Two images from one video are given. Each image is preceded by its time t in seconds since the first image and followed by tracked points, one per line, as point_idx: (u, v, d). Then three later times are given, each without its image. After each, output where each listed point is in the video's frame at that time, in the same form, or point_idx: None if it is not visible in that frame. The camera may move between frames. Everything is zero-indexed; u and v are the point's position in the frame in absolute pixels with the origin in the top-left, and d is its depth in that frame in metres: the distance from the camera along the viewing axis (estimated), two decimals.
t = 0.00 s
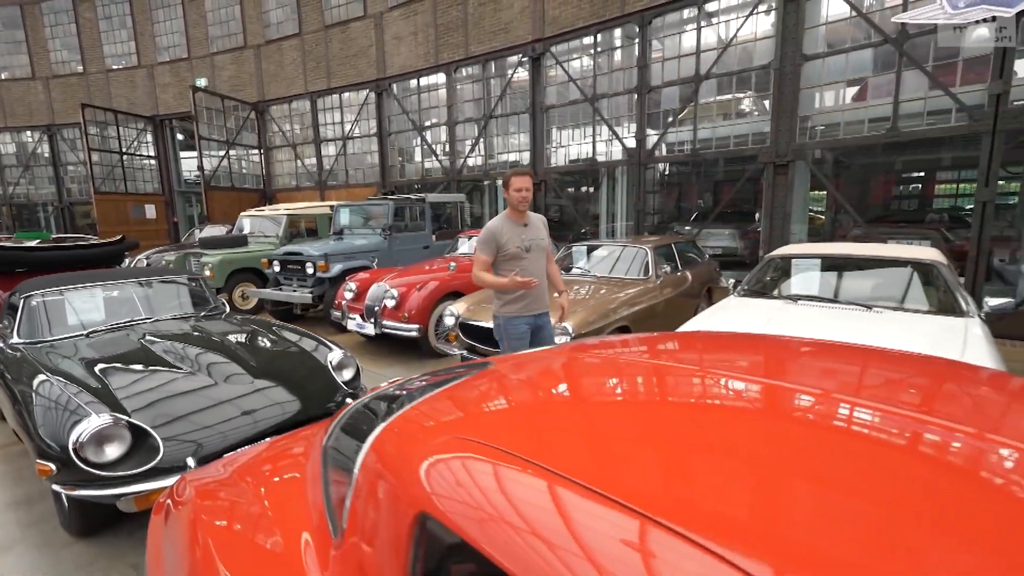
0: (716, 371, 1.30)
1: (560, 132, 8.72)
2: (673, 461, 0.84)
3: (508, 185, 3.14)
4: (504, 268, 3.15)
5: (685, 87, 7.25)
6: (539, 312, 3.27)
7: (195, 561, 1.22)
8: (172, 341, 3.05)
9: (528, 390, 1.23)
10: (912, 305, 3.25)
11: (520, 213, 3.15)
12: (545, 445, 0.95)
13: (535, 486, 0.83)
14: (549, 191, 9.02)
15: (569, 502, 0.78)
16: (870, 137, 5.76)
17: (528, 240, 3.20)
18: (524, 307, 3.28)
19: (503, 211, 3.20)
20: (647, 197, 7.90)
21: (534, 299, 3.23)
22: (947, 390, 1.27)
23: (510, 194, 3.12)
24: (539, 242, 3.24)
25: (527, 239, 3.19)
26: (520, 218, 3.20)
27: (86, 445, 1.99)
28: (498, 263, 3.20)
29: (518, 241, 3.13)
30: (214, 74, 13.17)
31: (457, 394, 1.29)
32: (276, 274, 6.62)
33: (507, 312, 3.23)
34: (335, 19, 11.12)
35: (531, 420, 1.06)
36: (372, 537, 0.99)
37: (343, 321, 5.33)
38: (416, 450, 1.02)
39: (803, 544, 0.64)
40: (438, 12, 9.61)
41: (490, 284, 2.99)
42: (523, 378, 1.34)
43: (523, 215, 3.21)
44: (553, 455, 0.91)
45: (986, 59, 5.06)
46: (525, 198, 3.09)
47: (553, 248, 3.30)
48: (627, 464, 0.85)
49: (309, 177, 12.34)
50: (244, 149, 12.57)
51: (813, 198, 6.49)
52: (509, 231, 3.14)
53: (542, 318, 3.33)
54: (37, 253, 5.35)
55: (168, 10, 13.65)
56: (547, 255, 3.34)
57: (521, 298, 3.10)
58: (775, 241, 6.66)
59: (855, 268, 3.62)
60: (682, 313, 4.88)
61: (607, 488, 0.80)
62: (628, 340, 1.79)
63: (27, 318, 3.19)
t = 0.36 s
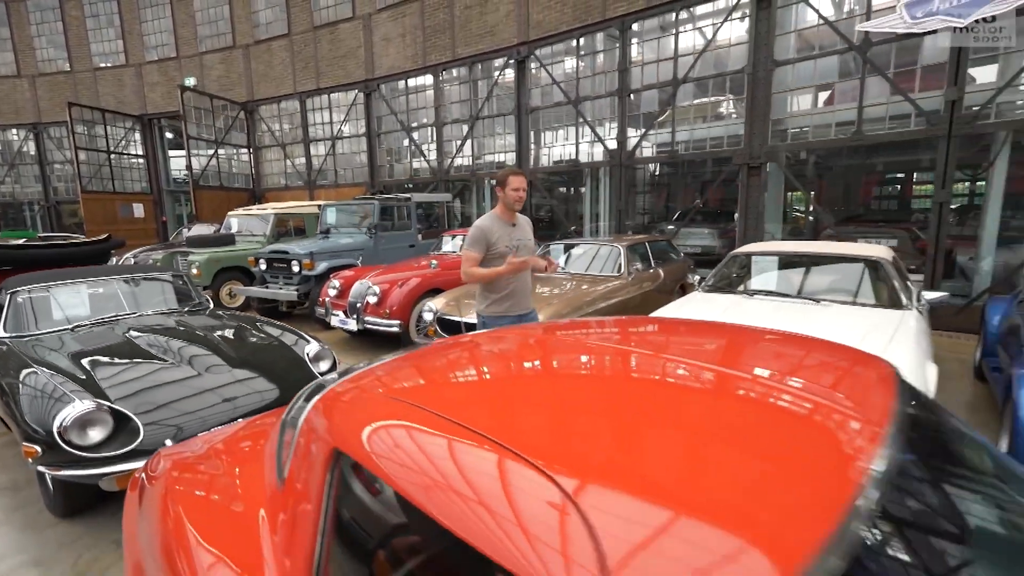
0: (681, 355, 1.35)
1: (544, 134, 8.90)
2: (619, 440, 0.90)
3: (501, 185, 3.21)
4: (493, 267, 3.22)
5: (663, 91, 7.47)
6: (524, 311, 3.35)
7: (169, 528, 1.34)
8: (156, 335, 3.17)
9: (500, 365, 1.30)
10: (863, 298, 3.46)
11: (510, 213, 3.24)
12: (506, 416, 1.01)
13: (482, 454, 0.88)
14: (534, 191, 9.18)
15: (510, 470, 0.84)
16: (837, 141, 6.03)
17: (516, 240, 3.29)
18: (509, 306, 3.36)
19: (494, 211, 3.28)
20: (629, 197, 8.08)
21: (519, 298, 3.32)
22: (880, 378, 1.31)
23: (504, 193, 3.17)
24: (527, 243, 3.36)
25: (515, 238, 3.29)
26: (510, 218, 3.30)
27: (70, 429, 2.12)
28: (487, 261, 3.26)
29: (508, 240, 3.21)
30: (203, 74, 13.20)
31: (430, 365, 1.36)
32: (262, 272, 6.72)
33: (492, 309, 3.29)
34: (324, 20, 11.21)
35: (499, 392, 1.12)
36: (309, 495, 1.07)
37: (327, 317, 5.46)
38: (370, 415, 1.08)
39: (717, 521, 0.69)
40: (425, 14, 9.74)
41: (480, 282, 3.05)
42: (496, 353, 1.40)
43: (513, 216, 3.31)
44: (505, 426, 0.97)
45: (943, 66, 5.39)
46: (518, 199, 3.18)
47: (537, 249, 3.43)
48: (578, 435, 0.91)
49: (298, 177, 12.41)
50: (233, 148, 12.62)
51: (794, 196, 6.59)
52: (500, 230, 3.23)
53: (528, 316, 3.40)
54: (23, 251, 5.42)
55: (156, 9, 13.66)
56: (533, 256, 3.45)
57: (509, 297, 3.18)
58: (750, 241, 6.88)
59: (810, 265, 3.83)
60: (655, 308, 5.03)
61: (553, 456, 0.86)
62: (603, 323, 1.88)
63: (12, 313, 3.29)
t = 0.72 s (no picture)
0: (640, 335, 1.41)
1: (528, 135, 9.09)
2: (562, 415, 0.92)
3: (507, 182, 3.19)
4: (492, 264, 3.19)
5: (643, 93, 7.68)
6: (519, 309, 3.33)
7: (142, 498, 1.40)
8: (142, 330, 3.30)
9: (477, 343, 1.33)
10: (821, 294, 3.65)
11: (513, 211, 3.23)
12: (463, 390, 1.04)
13: (424, 425, 0.92)
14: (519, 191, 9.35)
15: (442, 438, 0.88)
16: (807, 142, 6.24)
17: (517, 238, 3.28)
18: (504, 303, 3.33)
19: (498, 207, 3.25)
20: (611, 197, 8.28)
21: (514, 296, 3.30)
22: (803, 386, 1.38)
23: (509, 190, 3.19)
24: (528, 241, 3.34)
25: (516, 236, 3.27)
26: (512, 216, 3.28)
27: (57, 415, 2.26)
28: (486, 257, 3.24)
29: (508, 237, 3.19)
30: (192, 74, 13.24)
31: (407, 345, 1.39)
32: (249, 271, 6.84)
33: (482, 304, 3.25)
34: (312, 21, 11.31)
35: (465, 368, 1.15)
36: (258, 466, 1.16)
37: (311, 314, 5.61)
38: (325, 390, 1.12)
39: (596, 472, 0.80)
40: (412, 16, 9.87)
41: (479, 278, 3.02)
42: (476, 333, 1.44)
43: (516, 214, 3.29)
44: (456, 400, 1.00)
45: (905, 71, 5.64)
46: (522, 196, 3.17)
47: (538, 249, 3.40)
48: (523, 410, 0.94)
49: (287, 177, 12.52)
50: (223, 149, 12.70)
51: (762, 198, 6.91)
52: (501, 227, 3.21)
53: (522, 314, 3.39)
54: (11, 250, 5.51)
55: (145, 9, 13.68)
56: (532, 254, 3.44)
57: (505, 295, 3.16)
58: (726, 239, 7.10)
59: (770, 262, 4.01)
60: (630, 303, 5.22)
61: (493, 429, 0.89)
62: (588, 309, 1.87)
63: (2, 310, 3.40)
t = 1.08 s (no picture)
0: (577, 315, 1.47)
1: (513, 138, 9.26)
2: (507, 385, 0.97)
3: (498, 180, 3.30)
4: (485, 259, 3.29)
5: (624, 96, 7.87)
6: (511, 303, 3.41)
7: (109, 481, 1.45)
8: (126, 327, 3.41)
9: (456, 328, 1.39)
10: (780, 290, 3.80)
11: (504, 208, 3.34)
12: (426, 360, 1.11)
13: (362, 395, 0.96)
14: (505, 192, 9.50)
15: (387, 397, 0.94)
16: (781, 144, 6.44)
17: (508, 234, 3.39)
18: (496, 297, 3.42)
19: (490, 204, 3.35)
20: (594, 198, 8.46)
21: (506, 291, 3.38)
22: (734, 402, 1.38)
23: (500, 189, 3.30)
24: (519, 238, 3.45)
25: (508, 233, 3.38)
26: (504, 213, 3.39)
27: (39, 405, 2.38)
28: (480, 253, 3.33)
29: (500, 233, 3.29)
30: (182, 76, 13.31)
31: (389, 327, 1.47)
32: (236, 271, 6.94)
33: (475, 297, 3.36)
34: (301, 24, 11.40)
35: (436, 345, 1.22)
36: (210, 444, 1.21)
37: (296, 312, 5.74)
38: (285, 365, 1.17)
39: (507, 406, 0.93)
40: (400, 20, 10.00)
41: (472, 272, 3.11)
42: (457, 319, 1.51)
43: (507, 211, 3.40)
44: (416, 367, 1.07)
45: (872, 75, 5.83)
46: (513, 194, 3.28)
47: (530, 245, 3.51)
48: (473, 377, 0.99)
49: (277, 178, 12.62)
50: (213, 150, 12.78)
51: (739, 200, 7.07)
52: (493, 224, 3.31)
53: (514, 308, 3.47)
54: None
55: (135, 11, 13.74)
56: (523, 251, 3.54)
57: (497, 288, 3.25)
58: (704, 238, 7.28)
59: (735, 260, 4.16)
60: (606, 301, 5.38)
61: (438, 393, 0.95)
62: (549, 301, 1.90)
63: None
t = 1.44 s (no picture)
0: (519, 309, 1.57)
1: (500, 139, 9.39)
2: (440, 370, 1.06)
3: (478, 186, 3.17)
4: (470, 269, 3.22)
5: (607, 99, 8.03)
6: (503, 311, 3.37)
7: (79, 469, 1.57)
8: (109, 326, 3.52)
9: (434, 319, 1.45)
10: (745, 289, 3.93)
11: (488, 214, 3.22)
12: (400, 344, 1.19)
13: (305, 380, 1.03)
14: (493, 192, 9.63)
15: (349, 374, 1.04)
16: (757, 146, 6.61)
17: (494, 241, 3.29)
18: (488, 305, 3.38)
19: (472, 212, 3.23)
20: (578, 199, 8.62)
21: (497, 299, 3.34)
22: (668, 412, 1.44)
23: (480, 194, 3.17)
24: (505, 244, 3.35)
25: (493, 240, 3.28)
26: (488, 219, 3.27)
27: (21, 400, 2.49)
28: (466, 263, 3.25)
29: (485, 242, 3.20)
30: (173, 77, 13.36)
31: (370, 318, 1.53)
32: (224, 271, 7.04)
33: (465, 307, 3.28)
34: (291, 26, 11.48)
35: (380, 335, 1.28)
36: (165, 433, 1.30)
37: (281, 311, 5.84)
38: (236, 360, 1.22)
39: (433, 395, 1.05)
40: (388, 22, 10.10)
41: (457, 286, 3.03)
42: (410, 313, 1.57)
43: (491, 217, 3.29)
44: (387, 350, 1.15)
45: (843, 80, 5.99)
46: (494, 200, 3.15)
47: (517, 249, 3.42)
48: (423, 362, 1.08)
49: (268, 179, 12.71)
50: (204, 150, 12.85)
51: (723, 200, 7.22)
52: (477, 233, 3.21)
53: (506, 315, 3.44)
54: None
55: (125, 12, 13.77)
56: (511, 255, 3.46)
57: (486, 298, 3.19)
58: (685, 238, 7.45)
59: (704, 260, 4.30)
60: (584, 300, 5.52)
61: (401, 372, 1.05)
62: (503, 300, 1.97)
63: None
